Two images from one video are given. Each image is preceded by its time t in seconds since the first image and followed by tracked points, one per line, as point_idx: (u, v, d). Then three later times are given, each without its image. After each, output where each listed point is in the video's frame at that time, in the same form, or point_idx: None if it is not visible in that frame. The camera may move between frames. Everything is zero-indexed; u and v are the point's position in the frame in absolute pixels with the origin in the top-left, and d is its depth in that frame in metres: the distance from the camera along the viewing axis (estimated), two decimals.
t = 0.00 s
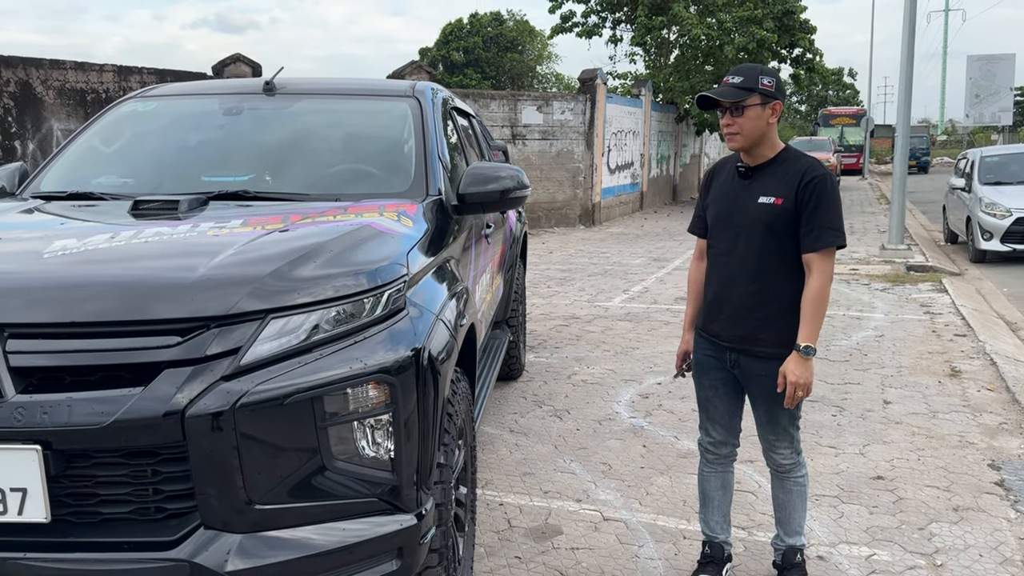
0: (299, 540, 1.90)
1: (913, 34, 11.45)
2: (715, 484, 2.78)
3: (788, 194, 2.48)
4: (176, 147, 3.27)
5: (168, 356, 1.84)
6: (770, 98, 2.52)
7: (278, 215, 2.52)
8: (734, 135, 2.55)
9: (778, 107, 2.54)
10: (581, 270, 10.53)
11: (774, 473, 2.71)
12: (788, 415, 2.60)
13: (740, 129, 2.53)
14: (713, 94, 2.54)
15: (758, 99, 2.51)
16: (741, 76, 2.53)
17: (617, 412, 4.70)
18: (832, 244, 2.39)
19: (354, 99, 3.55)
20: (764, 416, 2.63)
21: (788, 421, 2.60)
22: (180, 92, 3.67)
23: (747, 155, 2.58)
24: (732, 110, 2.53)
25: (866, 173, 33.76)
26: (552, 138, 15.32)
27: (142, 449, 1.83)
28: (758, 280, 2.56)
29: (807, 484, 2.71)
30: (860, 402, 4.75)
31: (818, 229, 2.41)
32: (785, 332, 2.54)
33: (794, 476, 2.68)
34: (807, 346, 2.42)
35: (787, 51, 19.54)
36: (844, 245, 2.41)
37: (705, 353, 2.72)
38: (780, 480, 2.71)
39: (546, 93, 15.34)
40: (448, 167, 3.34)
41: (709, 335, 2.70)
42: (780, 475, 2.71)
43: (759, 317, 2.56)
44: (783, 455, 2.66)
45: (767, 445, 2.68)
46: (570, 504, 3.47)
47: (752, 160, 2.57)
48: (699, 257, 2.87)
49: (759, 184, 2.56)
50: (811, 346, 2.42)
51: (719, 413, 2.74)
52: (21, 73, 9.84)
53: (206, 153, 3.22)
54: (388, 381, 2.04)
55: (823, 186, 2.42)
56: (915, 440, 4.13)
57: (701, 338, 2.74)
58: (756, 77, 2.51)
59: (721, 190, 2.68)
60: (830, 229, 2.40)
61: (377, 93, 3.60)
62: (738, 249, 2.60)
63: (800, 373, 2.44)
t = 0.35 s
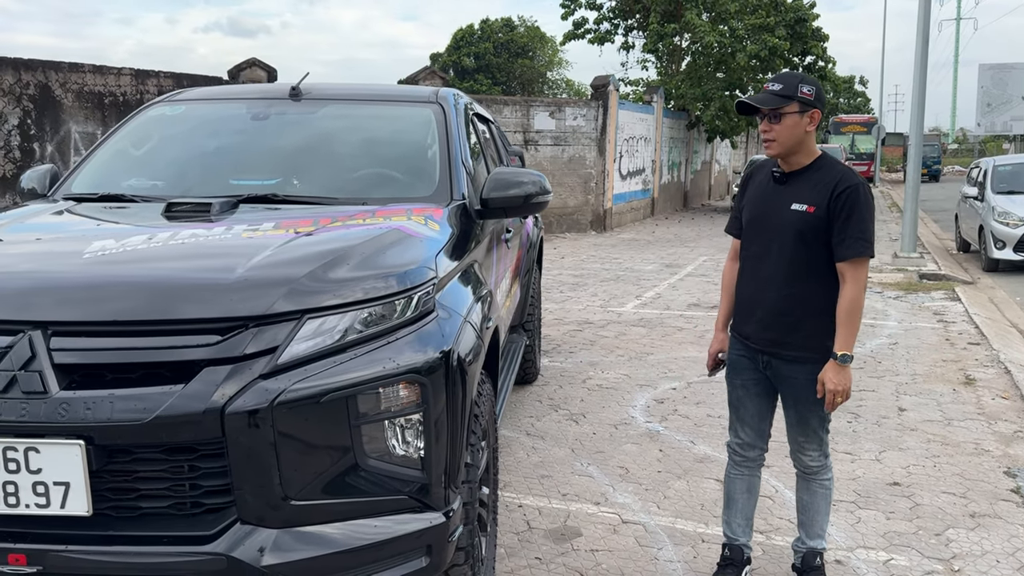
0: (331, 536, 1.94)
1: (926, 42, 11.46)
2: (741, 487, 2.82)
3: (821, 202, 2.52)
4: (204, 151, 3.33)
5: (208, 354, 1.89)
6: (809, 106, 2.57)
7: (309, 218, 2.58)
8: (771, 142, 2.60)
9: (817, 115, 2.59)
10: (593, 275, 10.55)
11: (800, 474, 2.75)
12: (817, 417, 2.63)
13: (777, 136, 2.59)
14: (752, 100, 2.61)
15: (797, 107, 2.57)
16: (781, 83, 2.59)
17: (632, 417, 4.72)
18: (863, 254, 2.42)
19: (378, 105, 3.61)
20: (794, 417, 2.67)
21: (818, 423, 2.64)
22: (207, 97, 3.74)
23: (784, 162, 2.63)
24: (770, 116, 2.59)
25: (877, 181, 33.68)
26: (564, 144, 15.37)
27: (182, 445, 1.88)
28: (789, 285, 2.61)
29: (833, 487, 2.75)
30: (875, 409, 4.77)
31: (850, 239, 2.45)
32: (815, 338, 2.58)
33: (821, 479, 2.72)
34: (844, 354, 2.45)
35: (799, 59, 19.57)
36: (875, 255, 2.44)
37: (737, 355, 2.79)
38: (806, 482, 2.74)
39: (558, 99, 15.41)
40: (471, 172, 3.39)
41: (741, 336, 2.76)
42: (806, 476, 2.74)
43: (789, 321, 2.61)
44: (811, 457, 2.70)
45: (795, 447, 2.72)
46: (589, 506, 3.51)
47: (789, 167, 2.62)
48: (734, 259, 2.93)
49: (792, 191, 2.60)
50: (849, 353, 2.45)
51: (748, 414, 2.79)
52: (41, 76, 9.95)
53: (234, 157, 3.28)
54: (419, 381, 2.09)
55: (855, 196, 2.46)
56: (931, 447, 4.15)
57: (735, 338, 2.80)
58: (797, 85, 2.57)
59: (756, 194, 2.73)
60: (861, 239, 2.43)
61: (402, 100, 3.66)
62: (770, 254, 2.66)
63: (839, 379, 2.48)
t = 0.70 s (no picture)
0: (371, 532, 1.99)
1: (939, 51, 11.48)
2: (759, 485, 2.91)
3: (865, 213, 2.65)
4: (236, 155, 3.40)
5: (256, 354, 1.95)
6: (852, 120, 2.66)
7: (345, 222, 2.64)
8: (816, 158, 2.70)
9: (861, 126, 2.68)
10: (605, 280, 10.59)
11: (830, 476, 2.85)
12: (850, 419, 2.74)
13: (823, 152, 2.68)
14: (796, 119, 2.70)
15: (841, 122, 2.66)
16: (822, 100, 2.67)
17: (651, 421, 4.77)
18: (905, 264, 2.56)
19: (407, 112, 3.68)
20: (828, 419, 2.78)
21: (852, 425, 2.75)
22: (237, 102, 3.81)
23: (830, 175, 2.75)
24: (814, 134, 2.68)
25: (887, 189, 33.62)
26: (575, 150, 15.46)
27: (230, 442, 1.94)
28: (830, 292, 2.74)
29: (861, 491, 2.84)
30: (892, 415, 4.79)
31: (892, 250, 2.58)
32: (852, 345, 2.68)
33: (851, 481, 2.83)
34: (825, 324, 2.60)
35: (810, 66, 19.59)
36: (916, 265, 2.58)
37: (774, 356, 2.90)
38: (836, 483, 2.84)
39: (570, 105, 15.49)
40: (498, 178, 3.45)
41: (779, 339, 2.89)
42: (836, 478, 2.85)
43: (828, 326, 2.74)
44: (843, 459, 2.80)
45: (827, 448, 2.83)
46: (612, 508, 3.55)
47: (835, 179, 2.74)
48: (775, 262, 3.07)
49: (836, 201, 2.73)
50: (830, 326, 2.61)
51: (773, 414, 2.86)
52: (61, 79, 10.04)
53: (267, 161, 3.34)
54: (457, 381, 2.13)
55: (899, 209, 2.59)
56: (949, 453, 4.18)
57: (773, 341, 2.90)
58: (839, 100, 2.65)
59: (800, 203, 2.85)
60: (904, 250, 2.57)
61: (430, 106, 3.73)
62: (812, 261, 2.79)
63: (809, 343, 2.61)
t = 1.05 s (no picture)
0: (399, 528, 2.03)
1: (949, 58, 11.50)
2: (770, 482, 3.04)
3: (868, 215, 2.70)
4: (260, 158, 3.45)
5: (290, 353, 1.99)
6: (864, 126, 2.75)
7: (371, 225, 2.69)
8: (827, 158, 2.77)
9: (872, 134, 2.77)
10: (614, 285, 10.62)
11: (842, 479, 2.89)
12: (857, 421, 2.79)
13: (834, 153, 2.76)
14: (813, 118, 2.77)
15: (854, 126, 2.74)
16: (839, 104, 2.76)
17: (664, 424, 4.80)
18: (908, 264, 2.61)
19: (427, 116, 3.73)
20: (835, 422, 2.83)
21: (859, 427, 2.79)
22: (260, 107, 3.87)
23: (835, 177, 2.81)
24: (829, 134, 2.76)
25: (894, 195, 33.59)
26: (584, 155, 15.55)
27: (264, 438, 1.98)
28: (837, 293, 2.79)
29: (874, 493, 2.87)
30: (905, 420, 4.82)
31: (895, 249, 2.63)
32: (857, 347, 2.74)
33: (861, 483, 2.85)
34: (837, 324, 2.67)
35: (818, 72, 19.62)
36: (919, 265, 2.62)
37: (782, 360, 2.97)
38: (848, 485, 2.87)
39: (579, 110, 15.56)
40: (517, 181, 3.49)
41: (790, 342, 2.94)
42: (848, 481, 2.88)
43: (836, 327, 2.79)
44: (852, 461, 2.83)
45: (836, 451, 2.87)
46: (627, 510, 3.59)
47: (839, 182, 2.81)
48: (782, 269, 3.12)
49: (841, 204, 2.79)
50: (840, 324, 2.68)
51: (778, 416, 2.98)
52: (76, 82, 10.13)
53: (290, 164, 3.39)
54: (484, 381, 2.17)
55: (901, 209, 2.64)
56: (962, 458, 4.20)
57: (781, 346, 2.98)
58: (853, 105, 2.74)
59: (805, 207, 2.92)
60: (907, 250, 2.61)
61: (450, 111, 3.78)
62: (818, 263, 2.84)
63: (818, 339, 2.69)
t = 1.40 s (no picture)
0: (414, 527, 2.05)
1: (956, 64, 11.50)
2: (775, 480, 3.12)
3: (842, 214, 2.84)
4: (274, 161, 3.50)
5: (309, 354, 2.02)
6: (839, 131, 2.91)
7: (386, 228, 2.72)
8: (810, 162, 2.90)
9: (845, 139, 2.94)
10: (621, 290, 10.63)
11: (837, 480, 2.94)
12: (845, 419, 2.87)
13: (817, 157, 2.89)
14: (797, 124, 2.89)
15: (832, 131, 2.89)
16: (817, 111, 2.90)
17: (672, 429, 4.82)
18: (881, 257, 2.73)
19: (439, 121, 3.77)
20: (823, 421, 2.92)
21: (846, 426, 2.87)
22: (275, 111, 3.91)
23: (814, 180, 2.95)
24: (811, 139, 2.89)
25: (901, 201, 33.52)
26: (591, 159, 15.58)
27: (283, 437, 2.01)
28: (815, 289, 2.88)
29: (870, 492, 2.92)
30: (912, 425, 4.83)
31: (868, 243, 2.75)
32: (833, 342, 2.85)
33: (857, 482, 2.90)
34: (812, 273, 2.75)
35: (825, 78, 19.62)
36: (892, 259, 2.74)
37: (768, 361, 3.09)
38: (844, 486, 2.92)
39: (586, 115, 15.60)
40: (528, 186, 3.52)
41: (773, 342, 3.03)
42: (844, 482, 2.93)
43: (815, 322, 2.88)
44: (845, 460, 2.89)
45: (829, 450, 2.94)
46: (637, 513, 3.61)
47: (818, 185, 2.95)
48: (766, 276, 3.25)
49: (816, 206, 2.94)
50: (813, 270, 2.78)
51: (775, 414, 3.09)
52: (86, 85, 10.17)
53: (303, 168, 3.43)
54: (498, 382, 2.20)
55: (873, 207, 2.77)
56: (970, 464, 4.21)
57: (767, 346, 3.11)
58: (830, 112, 2.90)
59: (784, 212, 3.06)
60: (879, 244, 2.74)
61: (462, 116, 3.82)
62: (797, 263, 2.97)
63: (791, 274, 2.76)
